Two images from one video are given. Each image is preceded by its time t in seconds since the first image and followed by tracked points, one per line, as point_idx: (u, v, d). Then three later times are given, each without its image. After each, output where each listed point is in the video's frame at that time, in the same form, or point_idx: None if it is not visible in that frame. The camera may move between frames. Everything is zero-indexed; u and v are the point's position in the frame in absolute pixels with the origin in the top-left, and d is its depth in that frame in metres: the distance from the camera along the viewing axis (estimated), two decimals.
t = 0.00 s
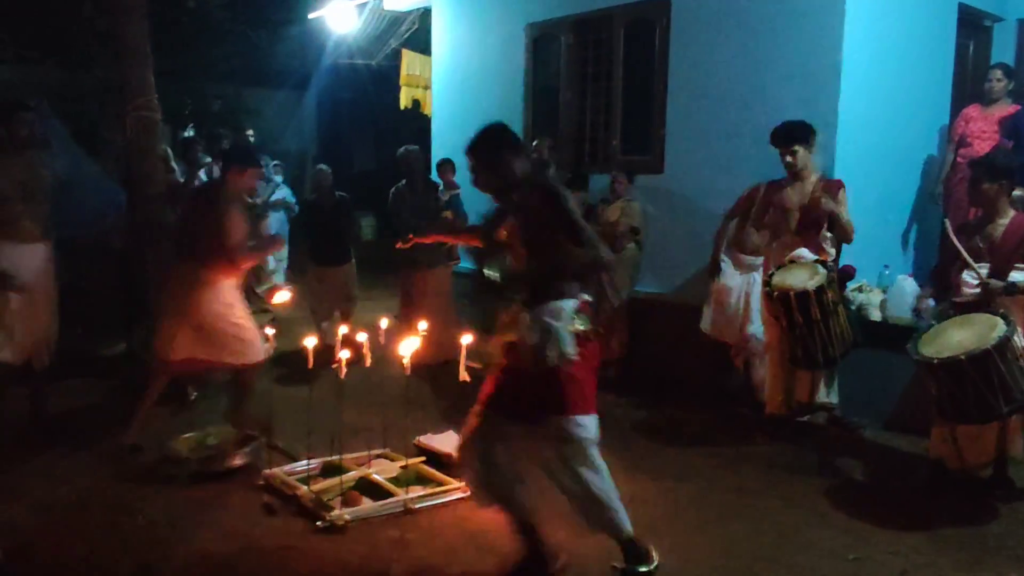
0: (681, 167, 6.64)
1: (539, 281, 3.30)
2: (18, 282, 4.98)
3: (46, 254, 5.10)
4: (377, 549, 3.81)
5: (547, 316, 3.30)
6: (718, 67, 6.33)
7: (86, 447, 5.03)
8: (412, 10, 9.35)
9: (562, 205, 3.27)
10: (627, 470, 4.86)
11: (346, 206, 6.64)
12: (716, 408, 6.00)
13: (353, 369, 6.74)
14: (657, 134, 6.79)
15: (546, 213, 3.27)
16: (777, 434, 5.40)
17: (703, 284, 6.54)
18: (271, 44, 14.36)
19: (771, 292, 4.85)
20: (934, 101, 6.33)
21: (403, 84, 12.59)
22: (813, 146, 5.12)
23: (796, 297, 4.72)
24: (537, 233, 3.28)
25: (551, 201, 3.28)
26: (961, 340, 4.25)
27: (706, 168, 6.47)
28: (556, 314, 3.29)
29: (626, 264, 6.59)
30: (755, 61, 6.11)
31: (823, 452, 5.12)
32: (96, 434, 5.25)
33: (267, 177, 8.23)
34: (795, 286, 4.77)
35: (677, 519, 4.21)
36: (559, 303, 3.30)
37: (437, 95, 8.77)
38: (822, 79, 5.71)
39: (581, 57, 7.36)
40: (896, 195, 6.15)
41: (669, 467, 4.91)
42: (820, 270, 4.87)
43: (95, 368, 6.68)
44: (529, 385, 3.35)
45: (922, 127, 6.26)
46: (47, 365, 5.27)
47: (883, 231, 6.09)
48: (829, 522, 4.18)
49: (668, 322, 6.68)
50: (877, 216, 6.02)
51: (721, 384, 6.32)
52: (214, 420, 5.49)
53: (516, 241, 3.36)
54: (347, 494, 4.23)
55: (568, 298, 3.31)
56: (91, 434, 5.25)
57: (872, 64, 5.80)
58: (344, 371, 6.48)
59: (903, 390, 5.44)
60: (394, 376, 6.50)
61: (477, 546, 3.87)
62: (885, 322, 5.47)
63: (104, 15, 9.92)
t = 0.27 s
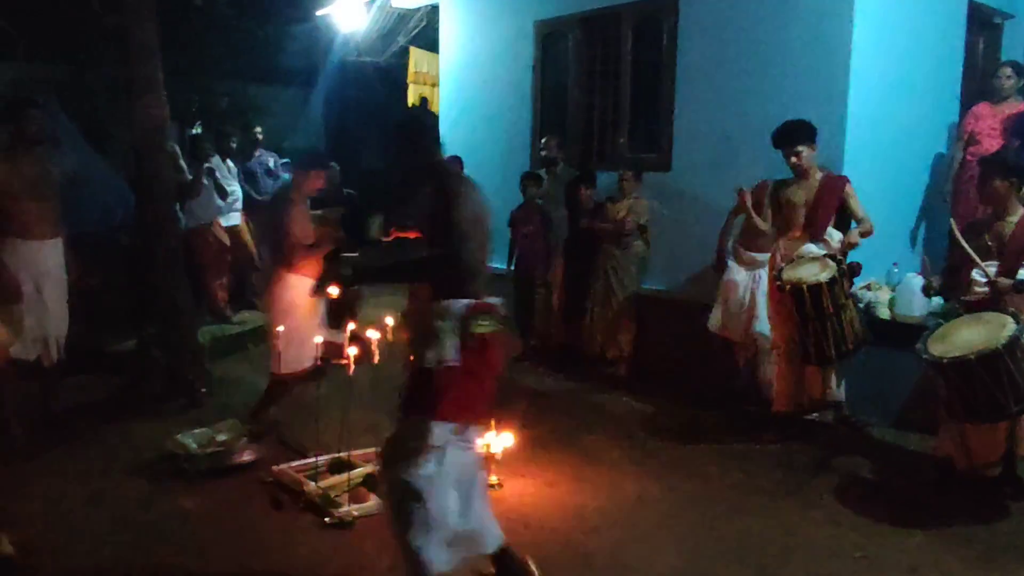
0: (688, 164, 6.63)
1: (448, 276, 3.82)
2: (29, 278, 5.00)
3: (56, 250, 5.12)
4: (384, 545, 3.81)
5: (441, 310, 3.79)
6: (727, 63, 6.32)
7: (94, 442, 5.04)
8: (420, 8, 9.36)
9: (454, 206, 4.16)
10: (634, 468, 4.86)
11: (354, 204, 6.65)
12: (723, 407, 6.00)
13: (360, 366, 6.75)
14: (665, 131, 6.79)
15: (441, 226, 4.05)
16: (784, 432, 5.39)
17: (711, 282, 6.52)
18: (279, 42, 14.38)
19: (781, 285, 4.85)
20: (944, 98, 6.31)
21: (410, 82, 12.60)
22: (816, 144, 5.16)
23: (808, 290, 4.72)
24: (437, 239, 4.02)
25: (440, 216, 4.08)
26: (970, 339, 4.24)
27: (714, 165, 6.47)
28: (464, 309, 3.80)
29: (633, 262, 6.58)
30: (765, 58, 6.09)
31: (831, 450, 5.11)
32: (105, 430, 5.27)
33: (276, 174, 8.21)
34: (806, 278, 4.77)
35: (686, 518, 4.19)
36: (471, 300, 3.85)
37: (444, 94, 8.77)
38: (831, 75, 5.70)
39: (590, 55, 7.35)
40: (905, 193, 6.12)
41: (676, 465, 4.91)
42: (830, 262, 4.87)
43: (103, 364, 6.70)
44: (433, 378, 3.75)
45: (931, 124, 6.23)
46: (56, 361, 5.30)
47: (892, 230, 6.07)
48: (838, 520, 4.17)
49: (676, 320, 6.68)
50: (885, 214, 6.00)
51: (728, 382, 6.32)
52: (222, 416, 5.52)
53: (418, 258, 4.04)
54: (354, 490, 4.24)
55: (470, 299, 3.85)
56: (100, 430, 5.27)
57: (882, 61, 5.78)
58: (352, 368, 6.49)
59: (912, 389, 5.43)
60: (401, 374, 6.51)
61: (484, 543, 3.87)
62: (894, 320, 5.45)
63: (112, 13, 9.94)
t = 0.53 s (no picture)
0: (695, 162, 6.63)
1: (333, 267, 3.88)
2: (37, 275, 5.02)
3: (65, 247, 5.14)
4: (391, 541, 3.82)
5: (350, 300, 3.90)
6: (734, 61, 6.31)
7: (102, 438, 5.07)
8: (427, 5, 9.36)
9: (381, 180, 4.07)
10: (641, 465, 4.87)
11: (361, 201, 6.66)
12: (728, 404, 6.00)
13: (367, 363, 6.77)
14: (671, 129, 6.78)
15: (334, 213, 3.92)
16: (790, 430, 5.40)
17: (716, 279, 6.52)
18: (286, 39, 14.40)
19: (787, 284, 4.83)
20: (951, 96, 6.29)
21: (416, 79, 12.62)
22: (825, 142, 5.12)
23: (815, 290, 4.70)
24: (330, 227, 3.92)
25: (338, 202, 3.93)
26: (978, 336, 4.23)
27: (720, 163, 6.46)
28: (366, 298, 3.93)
29: (638, 259, 6.58)
30: (772, 55, 6.08)
31: (837, 448, 5.11)
32: (113, 426, 5.29)
33: (282, 171, 8.23)
34: (811, 277, 4.77)
35: (692, 515, 4.20)
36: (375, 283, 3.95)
37: (450, 90, 8.78)
38: (839, 73, 5.68)
39: (596, 52, 7.35)
40: (912, 190, 6.11)
41: (683, 462, 4.92)
42: (836, 261, 4.86)
43: (111, 361, 6.73)
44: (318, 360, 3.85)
45: (939, 122, 6.21)
46: (65, 357, 5.32)
47: (898, 227, 6.06)
48: (846, 518, 4.17)
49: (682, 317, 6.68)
50: (893, 212, 5.98)
51: (734, 380, 6.32)
52: (230, 412, 5.54)
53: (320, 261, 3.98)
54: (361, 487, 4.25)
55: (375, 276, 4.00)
56: (108, 426, 5.30)
57: (890, 58, 5.76)
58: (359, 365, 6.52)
59: (918, 387, 5.43)
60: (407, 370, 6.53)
61: (492, 539, 3.88)
62: (902, 318, 5.41)
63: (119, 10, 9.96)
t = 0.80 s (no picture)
0: (700, 158, 6.62)
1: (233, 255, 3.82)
2: (44, 272, 5.04)
3: (71, 244, 5.16)
4: (396, 538, 3.83)
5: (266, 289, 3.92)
6: (739, 57, 6.29)
7: (108, 434, 5.08)
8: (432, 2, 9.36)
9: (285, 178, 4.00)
10: (645, 462, 4.87)
11: (366, 197, 6.66)
12: (734, 402, 5.99)
13: (371, 359, 6.77)
14: (677, 125, 6.77)
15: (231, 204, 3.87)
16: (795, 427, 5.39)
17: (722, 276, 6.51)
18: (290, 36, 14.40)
19: (791, 282, 4.82)
20: (958, 92, 6.26)
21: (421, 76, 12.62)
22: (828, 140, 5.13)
23: (818, 286, 4.69)
24: (227, 221, 3.88)
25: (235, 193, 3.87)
26: (984, 333, 4.22)
27: (725, 159, 6.44)
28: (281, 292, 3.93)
29: (643, 256, 6.57)
30: (778, 51, 6.06)
31: (843, 445, 5.10)
32: (119, 422, 5.30)
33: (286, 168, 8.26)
34: (814, 274, 4.75)
35: (697, 512, 4.19)
36: (270, 271, 3.91)
37: (455, 87, 8.77)
38: (845, 69, 5.66)
39: (601, 48, 7.33)
40: (918, 186, 6.09)
41: (687, 459, 4.91)
42: (840, 258, 4.84)
43: (117, 357, 6.74)
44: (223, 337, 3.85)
45: (945, 119, 6.19)
46: (70, 353, 5.33)
47: (905, 224, 6.04)
48: (851, 515, 4.16)
49: (687, 314, 6.67)
50: (898, 209, 5.97)
51: (739, 377, 6.32)
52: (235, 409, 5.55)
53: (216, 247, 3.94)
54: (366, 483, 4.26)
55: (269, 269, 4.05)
56: (114, 422, 5.31)
57: (896, 55, 5.74)
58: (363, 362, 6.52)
59: (924, 385, 5.41)
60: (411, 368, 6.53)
61: (496, 536, 3.88)
62: (907, 315, 5.40)
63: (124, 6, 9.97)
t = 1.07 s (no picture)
0: (704, 156, 6.60)
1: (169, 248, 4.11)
2: (48, 270, 5.05)
3: (74, 242, 5.16)
4: (399, 535, 3.83)
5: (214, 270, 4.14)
6: (743, 54, 6.28)
7: (112, 431, 5.09)
8: None
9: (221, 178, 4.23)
10: (649, 460, 4.86)
11: (369, 195, 6.67)
12: (738, 399, 5.98)
13: (375, 357, 6.77)
14: (680, 123, 6.76)
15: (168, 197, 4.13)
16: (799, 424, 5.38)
17: (726, 274, 6.50)
18: (293, 34, 14.41)
19: (796, 280, 4.81)
20: (963, 90, 6.24)
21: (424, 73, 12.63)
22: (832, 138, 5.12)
23: (822, 284, 4.69)
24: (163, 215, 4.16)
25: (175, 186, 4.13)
26: (987, 331, 4.21)
27: (728, 157, 6.43)
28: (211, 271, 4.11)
29: (646, 254, 6.55)
30: (782, 48, 6.04)
31: (847, 443, 5.09)
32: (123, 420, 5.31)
33: (290, 165, 8.26)
34: (820, 273, 4.75)
35: (699, 509, 4.19)
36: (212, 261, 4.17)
37: (459, 84, 8.77)
38: (849, 67, 5.65)
39: (605, 46, 7.32)
40: (923, 184, 6.07)
41: (691, 457, 4.91)
42: (845, 256, 4.84)
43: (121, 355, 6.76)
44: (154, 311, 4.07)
45: (950, 116, 6.17)
46: (74, 350, 5.34)
47: (910, 221, 6.02)
48: (854, 513, 4.15)
49: (691, 312, 6.66)
50: (903, 206, 5.95)
51: (743, 375, 6.31)
52: (239, 406, 5.55)
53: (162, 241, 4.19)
54: (370, 481, 4.26)
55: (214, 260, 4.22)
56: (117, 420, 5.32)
57: (900, 52, 5.72)
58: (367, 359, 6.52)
59: (929, 382, 5.40)
60: (415, 365, 6.54)
61: (500, 533, 3.88)
62: (912, 313, 5.39)
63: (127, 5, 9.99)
